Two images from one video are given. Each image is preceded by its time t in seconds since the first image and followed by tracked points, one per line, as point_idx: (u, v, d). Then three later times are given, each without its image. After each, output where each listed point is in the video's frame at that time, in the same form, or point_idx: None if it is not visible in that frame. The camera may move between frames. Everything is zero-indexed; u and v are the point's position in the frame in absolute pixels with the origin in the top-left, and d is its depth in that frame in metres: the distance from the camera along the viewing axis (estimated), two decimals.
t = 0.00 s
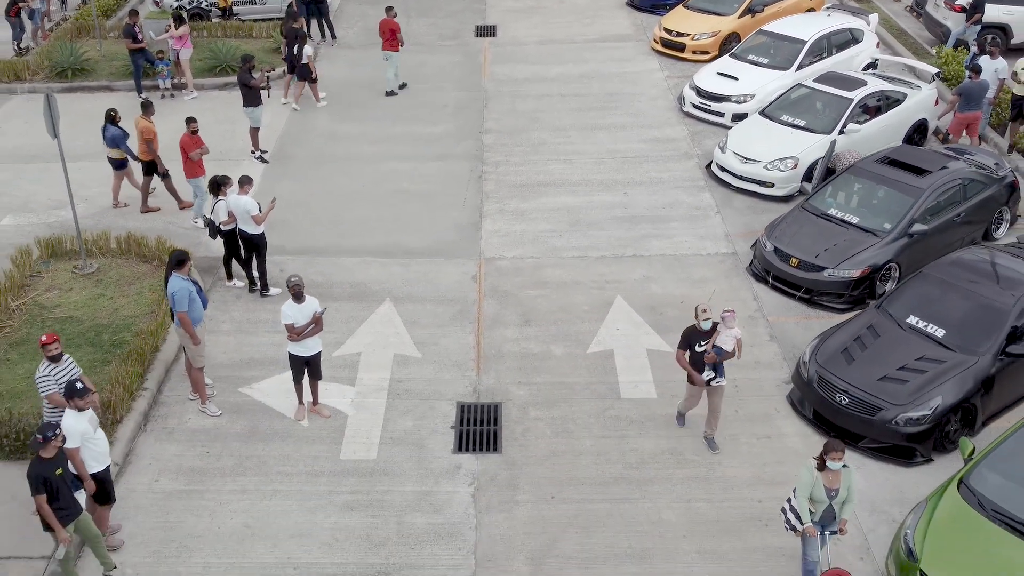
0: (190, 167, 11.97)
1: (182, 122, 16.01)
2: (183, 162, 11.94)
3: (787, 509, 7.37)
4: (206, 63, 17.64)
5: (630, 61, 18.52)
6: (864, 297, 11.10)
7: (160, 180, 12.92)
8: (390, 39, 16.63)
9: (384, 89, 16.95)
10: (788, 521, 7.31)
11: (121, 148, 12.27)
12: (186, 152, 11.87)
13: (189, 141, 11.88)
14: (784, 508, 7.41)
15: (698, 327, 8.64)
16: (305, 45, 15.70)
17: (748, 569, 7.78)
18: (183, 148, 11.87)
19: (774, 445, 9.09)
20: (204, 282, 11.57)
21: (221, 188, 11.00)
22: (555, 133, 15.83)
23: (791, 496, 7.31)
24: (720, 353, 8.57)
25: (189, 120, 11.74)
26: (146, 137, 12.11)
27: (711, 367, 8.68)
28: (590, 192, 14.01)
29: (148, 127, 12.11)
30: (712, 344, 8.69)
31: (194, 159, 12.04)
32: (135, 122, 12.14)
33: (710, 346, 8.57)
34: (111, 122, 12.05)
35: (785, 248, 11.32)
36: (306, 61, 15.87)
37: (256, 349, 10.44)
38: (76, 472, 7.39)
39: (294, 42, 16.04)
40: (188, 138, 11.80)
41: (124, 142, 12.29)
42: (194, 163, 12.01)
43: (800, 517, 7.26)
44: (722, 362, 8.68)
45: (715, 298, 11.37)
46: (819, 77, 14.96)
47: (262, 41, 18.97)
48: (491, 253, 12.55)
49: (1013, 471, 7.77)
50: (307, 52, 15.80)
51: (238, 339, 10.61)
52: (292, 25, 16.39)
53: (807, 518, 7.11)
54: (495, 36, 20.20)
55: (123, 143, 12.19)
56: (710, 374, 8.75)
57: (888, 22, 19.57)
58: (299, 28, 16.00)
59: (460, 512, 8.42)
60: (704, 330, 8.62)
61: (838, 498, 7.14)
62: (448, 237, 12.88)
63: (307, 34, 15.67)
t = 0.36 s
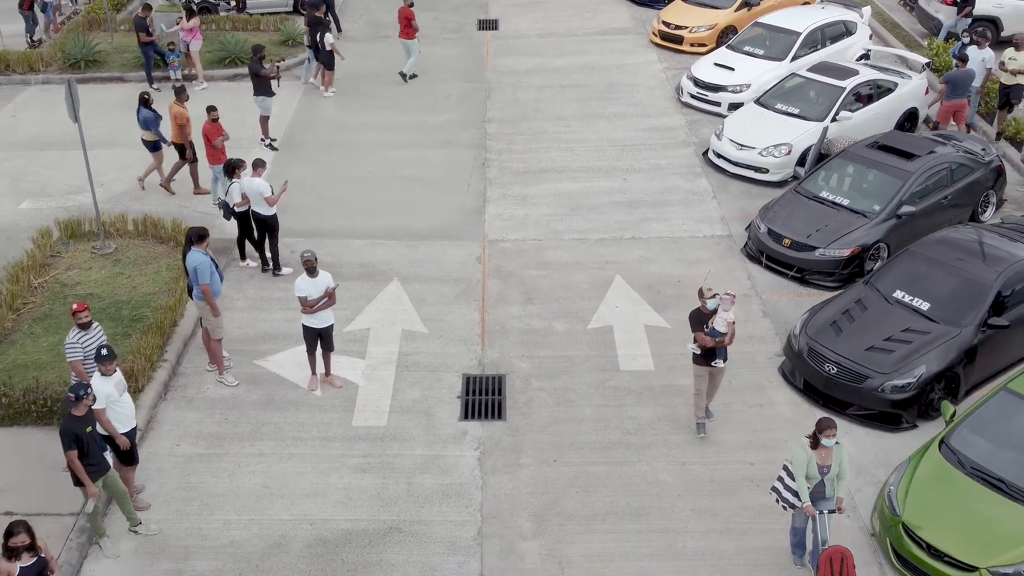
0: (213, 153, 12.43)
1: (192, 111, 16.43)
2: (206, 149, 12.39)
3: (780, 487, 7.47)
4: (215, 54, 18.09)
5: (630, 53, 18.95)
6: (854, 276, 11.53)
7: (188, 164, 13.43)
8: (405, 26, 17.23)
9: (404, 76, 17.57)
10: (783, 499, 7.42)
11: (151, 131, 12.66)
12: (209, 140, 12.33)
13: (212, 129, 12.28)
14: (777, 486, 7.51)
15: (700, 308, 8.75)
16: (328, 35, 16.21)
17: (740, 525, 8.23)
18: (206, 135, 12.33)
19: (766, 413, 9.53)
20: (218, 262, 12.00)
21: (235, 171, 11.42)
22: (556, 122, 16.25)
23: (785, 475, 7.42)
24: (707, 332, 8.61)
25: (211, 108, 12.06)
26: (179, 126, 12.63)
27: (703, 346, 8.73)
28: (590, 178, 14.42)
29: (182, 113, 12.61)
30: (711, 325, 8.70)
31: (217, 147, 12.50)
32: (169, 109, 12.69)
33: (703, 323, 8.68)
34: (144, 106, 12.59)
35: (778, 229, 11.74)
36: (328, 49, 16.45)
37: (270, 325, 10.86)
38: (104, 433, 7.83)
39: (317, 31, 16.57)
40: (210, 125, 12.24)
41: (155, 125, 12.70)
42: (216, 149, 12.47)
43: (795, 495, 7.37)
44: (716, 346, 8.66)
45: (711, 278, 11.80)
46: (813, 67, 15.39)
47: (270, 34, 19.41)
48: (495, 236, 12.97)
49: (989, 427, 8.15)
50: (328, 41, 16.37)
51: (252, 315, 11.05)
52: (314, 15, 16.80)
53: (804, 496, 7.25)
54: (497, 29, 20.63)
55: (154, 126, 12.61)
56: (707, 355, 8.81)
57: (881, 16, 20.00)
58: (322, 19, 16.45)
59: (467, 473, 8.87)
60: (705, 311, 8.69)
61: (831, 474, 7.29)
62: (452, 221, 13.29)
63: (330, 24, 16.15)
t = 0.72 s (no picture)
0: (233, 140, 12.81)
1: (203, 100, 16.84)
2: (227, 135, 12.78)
3: (780, 469, 7.73)
4: (225, 47, 18.52)
5: (629, 46, 19.38)
6: (845, 255, 11.98)
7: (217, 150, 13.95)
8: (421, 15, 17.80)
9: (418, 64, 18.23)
10: (782, 480, 7.68)
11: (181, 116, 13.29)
12: (232, 127, 12.69)
13: (234, 117, 12.63)
14: (777, 467, 7.77)
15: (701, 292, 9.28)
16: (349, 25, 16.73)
17: (734, 484, 8.68)
18: (229, 122, 12.70)
19: (759, 382, 9.98)
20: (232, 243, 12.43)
21: (249, 154, 11.86)
22: (558, 111, 16.67)
23: (785, 456, 7.68)
24: (705, 317, 9.08)
25: (233, 97, 12.41)
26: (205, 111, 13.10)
27: (703, 332, 9.18)
28: (590, 164, 14.85)
29: (208, 100, 13.14)
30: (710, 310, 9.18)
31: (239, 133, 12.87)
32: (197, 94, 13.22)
33: (700, 309, 9.13)
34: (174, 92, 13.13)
35: (772, 211, 12.18)
36: (349, 39, 17.01)
37: (283, 302, 11.30)
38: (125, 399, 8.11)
39: (339, 21, 17.03)
40: (232, 113, 12.60)
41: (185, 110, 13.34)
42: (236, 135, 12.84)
43: (794, 476, 7.63)
44: (714, 329, 9.11)
45: (707, 258, 12.24)
46: (807, 57, 15.83)
47: (277, 27, 19.84)
48: (498, 219, 13.40)
49: (969, 390, 8.58)
50: (350, 31, 16.95)
51: (266, 293, 11.49)
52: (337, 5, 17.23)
53: (804, 477, 7.51)
54: (499, 23, 21.06)
55: (183, 111, 13.24)
56: (709, 341, 9.23)
57: (875, 9, 20.43)
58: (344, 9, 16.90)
59: (474, 438, 9.33)
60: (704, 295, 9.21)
61: (830, 456, 7.56)
62: (458, 205, 13.72)
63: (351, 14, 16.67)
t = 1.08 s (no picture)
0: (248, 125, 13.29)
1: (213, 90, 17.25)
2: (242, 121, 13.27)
3: (780, 453, 7.86)
4: (233, 39, 18.94)
5: (629, 38, 19.79)
6: (836, 236, 12.40)
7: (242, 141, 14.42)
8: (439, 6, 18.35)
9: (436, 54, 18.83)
10: (783, 464, 7.82)
11: (210, 102, 13.75)
12: (248, 113, 13.22)
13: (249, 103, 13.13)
14: (777, 451, 7.91)
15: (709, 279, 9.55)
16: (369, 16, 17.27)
17: (727, 448, 9.11)
18: (245, 109, 13.23)
19: (752, 355, 10.41)
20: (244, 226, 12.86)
21: (261, 139, 12.27)
22: (559, 101, 17.07)
23: (784, 441, 7.84)
24: (704, 299, 9.38)
25: (249, 83, 12.91)
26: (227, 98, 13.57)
27: (704, 315, 9.47)
28: (591, 151, 15.25)
29: (233, 87, 13.55)
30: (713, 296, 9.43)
31: (255, 119, 13.39)
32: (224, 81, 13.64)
33: (702, 293, 9.43)
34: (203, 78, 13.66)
35: (766, 194, 12.60)
36: (367, 30, 17.48)
37: (294, 281, 11.73)
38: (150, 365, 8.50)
39: (360, 12, 17.55)
40: (249, 100, 13.17)
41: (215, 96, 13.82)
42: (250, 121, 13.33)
43: (795, 459, 7.77)
44: (714, 312, 9.38)
45: (704, 240, 12.66)
46: (802, 47, 16.26)
47: (284, 19, 20.26)
48: (502, 203, 13.81)
49: (951, 357, 8.99)
50: (367, 22, 17.34)
51: (278, 272, 11.91)
52: None
53: (805, 458, 7.66)
54: (501, 16, 21.48)
55: (212, 97, 13.66)
56: (708, 325, 9.49)
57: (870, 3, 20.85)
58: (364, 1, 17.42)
59: (479, 406, 9.77)
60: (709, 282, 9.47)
61: (829, 436, 7.71)
62: (462, 190, 14.13)
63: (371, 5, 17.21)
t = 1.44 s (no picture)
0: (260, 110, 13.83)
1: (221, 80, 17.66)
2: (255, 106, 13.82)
3: (777, 433, 8.16)
4: (241, 31, 19.38)
5: (628, 31, 20.22)
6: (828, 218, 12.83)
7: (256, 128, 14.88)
8: None
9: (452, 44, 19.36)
10: (781, 442, 8.11)
11: (234, 89, 14.26)
12: (260, 98, 13.78)
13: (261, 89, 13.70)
14: (772, 431, 8.20)
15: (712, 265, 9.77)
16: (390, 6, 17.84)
17: (721, 414, 9.55)
18: (258, 94, 13.79)
19: (746, 328, 10.85)
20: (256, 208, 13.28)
21: (272, 124, 12.65)
22: (560, 91, 17.48)
23: (782, 420, 8.13)
24: (709, 283, 9.61)
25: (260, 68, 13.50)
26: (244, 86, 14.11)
27: (713, 299, 9.70)
28: (591, 139, 15.66)
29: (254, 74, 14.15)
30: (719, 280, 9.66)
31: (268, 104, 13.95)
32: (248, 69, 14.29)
33: (706, 277, 9.68)
34: (228, 66, 14.16)
35: (760, 177, 13.03)
36: (390, 20, 17.97)
37: (305, 260, 12.15)
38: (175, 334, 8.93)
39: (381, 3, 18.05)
40: (259, 86, 13.72)
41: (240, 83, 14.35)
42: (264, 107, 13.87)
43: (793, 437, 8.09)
44: (723, 295, 9.61)
45: (700, 222, 13.08)
46: (797, 37, 16.69)
47: (290, 12, 20.68)
48: (504, 187, 14.22)
49: (934, 325, 9.41)
50: (389, 12, 17.85)
51: (289, 252, 12.34)
52: None
53: (803, 437, 7.98)
54: (503, 9, 21.90)
55: (236, 84, 14.23)
56: (719, 308, 9.72)
57: None
58: None
59: (484, 376, 10.21)
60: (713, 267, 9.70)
61: (826, 416, 8.04)
62: (466, 174, 14.57)
63: None
